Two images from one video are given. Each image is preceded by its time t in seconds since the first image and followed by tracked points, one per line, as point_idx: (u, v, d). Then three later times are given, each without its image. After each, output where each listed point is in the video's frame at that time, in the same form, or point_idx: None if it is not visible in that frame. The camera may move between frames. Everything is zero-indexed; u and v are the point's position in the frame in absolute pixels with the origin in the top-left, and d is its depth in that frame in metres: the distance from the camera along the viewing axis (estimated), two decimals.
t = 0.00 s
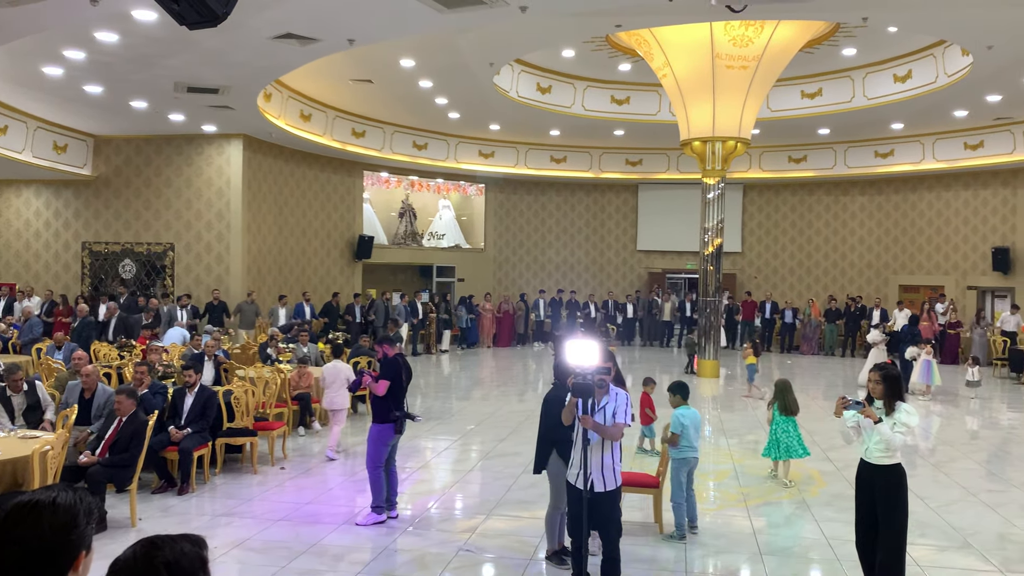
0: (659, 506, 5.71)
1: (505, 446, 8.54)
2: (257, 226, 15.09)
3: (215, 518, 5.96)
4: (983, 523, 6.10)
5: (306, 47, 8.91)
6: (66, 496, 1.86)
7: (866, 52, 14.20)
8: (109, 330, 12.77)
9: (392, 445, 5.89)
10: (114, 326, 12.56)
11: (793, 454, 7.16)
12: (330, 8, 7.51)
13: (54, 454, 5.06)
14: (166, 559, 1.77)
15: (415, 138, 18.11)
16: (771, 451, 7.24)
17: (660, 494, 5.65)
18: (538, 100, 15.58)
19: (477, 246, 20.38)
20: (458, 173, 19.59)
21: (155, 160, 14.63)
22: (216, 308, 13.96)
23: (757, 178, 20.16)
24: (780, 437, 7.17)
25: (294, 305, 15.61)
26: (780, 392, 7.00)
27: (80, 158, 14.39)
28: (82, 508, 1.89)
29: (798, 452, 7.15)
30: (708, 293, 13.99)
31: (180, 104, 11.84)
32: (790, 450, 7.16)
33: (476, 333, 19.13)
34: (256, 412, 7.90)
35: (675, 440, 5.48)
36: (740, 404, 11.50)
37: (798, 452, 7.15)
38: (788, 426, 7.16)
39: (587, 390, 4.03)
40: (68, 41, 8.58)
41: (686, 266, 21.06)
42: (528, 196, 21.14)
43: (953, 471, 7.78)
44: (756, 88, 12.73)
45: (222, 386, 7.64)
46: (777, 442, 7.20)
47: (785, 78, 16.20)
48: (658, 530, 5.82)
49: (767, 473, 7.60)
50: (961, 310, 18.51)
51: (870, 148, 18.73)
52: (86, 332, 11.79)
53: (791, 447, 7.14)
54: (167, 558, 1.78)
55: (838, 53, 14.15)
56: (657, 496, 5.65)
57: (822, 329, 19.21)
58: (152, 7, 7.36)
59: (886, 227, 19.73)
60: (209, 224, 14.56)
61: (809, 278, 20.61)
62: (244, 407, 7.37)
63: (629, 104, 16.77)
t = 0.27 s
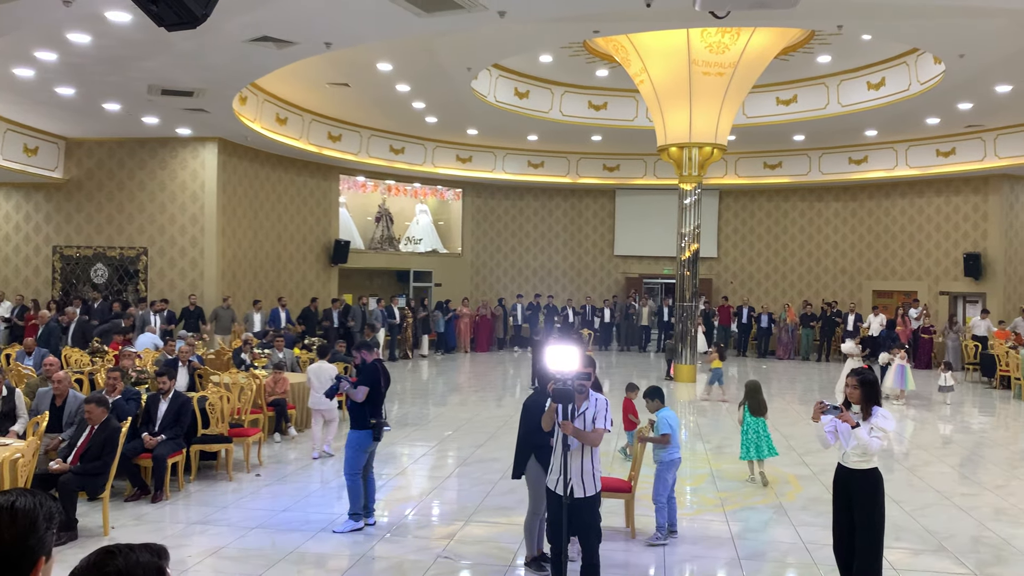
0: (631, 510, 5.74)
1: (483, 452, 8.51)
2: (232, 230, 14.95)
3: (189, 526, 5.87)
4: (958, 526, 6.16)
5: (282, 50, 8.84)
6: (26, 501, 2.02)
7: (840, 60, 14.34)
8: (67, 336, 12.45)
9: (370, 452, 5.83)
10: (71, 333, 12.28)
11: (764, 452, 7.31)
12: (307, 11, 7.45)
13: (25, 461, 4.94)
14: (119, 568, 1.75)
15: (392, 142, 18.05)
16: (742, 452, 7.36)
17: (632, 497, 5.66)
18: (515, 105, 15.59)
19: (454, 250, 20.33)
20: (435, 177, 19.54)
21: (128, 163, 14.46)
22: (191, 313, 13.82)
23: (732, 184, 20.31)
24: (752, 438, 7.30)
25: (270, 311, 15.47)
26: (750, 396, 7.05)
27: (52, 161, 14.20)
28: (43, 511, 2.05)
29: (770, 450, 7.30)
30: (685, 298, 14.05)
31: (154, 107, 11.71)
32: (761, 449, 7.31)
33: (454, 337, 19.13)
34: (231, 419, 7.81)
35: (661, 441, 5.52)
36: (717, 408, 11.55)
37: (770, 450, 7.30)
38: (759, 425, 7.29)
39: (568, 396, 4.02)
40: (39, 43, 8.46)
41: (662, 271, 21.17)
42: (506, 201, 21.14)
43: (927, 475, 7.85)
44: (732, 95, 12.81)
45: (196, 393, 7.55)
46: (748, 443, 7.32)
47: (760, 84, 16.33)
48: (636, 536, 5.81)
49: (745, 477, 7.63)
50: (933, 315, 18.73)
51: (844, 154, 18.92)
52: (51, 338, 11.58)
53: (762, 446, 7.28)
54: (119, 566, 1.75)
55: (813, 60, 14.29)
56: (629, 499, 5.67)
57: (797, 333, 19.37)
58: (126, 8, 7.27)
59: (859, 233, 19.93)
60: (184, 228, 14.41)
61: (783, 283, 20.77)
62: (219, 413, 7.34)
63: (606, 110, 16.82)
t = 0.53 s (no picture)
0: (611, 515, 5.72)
1: (464, 455, 8.49)
2: (211, 233, 14.85)
3: (168, 531, 5.82)
4: (935, 527, 6.22)
5: (263, 52, 8.80)
6: None
7: (819, 66, 14.48)
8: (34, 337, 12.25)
9: (352, 455, 5.80)
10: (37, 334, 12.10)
11: (734, 451, 7.55)
12: (288, 13, 7.42)
13: None
14: None
15: (373, 145, 18.01)
16: (715, 451, 7.56)
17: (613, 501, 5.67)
18: (497, 109, 15.59)
19: (435, 253, 20.29)
20: (416, 180, 19.51)
21: (106, 164, 14.32)
22: (170, 316, 13.68)
23: (712, 188, 20.44)
24: (724, 437, 7.52)
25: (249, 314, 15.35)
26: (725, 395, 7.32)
27: (28, 162, 14.04)
28: None
29: (739, 449, 7.57)
30: (666, 302, 14.10)
31: (132, 108, 11.61)
32: (731, 449, 7.55)
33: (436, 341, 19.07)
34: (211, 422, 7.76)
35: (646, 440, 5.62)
36: (698, 411, 11.60)
37: (739, 450, 7.56)
38: (729, 425, 7.55)
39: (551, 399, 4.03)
40: (16, 42, 8.37)
41: (643, 275, 21.20)
42: (487, 204, 21.15)
43: (905, 477, 7.93)
44: (712, 100, 12.88)
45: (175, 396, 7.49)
46: (720, 444, 7.53)
47: (740, 89, 16.45)
48: (617, 538, 5.83)
49: (725, 480, 7.67)
50: (910, 318, 18.93)
51: (822, 159, 19.10)
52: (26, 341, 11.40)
53: (733, 445, 7.53)
54: None
55: (792, 65, 14.41)
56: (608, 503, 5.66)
57: (776, 337, 19.51)
58: (105, 8, 7.21)
59: (837, 237, 20.11)
60: (162, 230, 14.30)
61: (762, 287, 20.91)
62: (198, 417, 7.31)
63: (587, 114, 16.88)
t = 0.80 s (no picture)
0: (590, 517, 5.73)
1: (447, 457, 8.49)
2: (192, 234, 14.76)
3: (147, 534, 5.78)
4: (914, 528, 6.30)
5: (245, 52, 8.77)
6: None
7: (799, 70, 14.60)
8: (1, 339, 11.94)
9: (334, 457, 5.79)
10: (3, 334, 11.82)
11: (711, 453, 7.66)
12: (271, 14, 7.40)
13: None
14: None
15: (355, 146, 17.97)
16: (692, 453, 7.68)
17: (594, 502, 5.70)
18: (480, 111, 15.61)
19: (417, 255, 20.27)
20: (398, 182, 19.47)
21: (86, 164, 14.20)
22: (149, 317, 13.59)
23: (693, 191, 20.55)
24: (700, 439, 7.64)
25: (230, 315, 15.27)
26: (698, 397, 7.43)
27: (5, 161, 13.88)
28: None
29: (716, 450, 7.67)
30: (647, 304, 14.16)
31: (112, 108, 11.52)
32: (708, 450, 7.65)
33: (418, 342, 19.08)
34: (192, 425, 7.72)
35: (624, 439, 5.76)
36: (679, 413, 11.67)
37: (714, 451, 7.68)
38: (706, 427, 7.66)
39: (534, 401, 4.05)
40: None
41: (624, 277, 21.33)
42: (469, 206, 21.15)
43: (883, 478, 8.01)
44: (693, 104, 12.95)
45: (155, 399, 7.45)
46: (696, 444, 7.64)
47: (721, 93, 16.56)
48: (599, 540, 5.85)
49: (707, 481, 7.69)
50: (888, 321, 19.13)
51: (802, 163, 19.27)
52: None
53: (709, 446, 7.63)
54: None
55: (772, 70, 14.52)
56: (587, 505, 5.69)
57: (756, 339, 19.63)
58: (85, 8, 7.16)
59: (816, 240, 20.28)
60: (142, 231, 14.19)
61: (743, 289, 21.03)
62: (179, 419, 7.27)
63: (570, 116, 16.93)
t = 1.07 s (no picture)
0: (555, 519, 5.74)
1: (428, 459, 8.47)
2: (170, 234, 14.63)
3: (125, 537, 5.72)
4: (892, 528, 6.35)
5: (226, 51, 8.71)
6: None
7: (778, 73, 14.71)
8: None
9: (315, 460, 5.75)
10: None
11: (678, 448, 7.86)
12: (251, 12, 7.36)
13: None
14: None
15: (335, 146, 17.88)
16: (659, 446, 7.88)
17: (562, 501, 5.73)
18: (461, 111, 15.59)
19: (398, 256, 20.22)
20: (379, 182, 19.41)
21: (62, 163, 14.03)
22: (126, 319, 13.46)
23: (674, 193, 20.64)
24: (669, 434, 7.82)
25: (209, 316, 15.18)
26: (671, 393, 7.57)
27: None
28: None
29: (683, 446, 7.87)
30: (628, 305, 14.20)
31: (89, 107, 11.40)
32: (675, 445, 7.85)
33: (396, 344, 18.95)
34: (170, 427, 7.66)
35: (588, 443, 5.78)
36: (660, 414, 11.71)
37: (682, 446, 7.87)
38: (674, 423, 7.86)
39: (516, 402, 4.05)
40: None
41: (605, 278, 21.42)
42: (450, 207, 21.12)
43: (861, 478, 8.08)
44: (674, 106, 13.00)
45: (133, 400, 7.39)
46: (665, 439, 7.83)
47: (702, 96, 16.65)
48: (580, 540, 5.85)
49: (688, 482, 7.72)
50: (865, 322, 19.30)
51: (781, 166, 19.40)
52: None
53: (677, 442, 7.82)
54: None
55: (752, 73, 14.62)
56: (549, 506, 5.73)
57: (735, 340, 19.75)
58: (62, 5, 7.07)
59: (795, 243, 20.43)
60: (120, 231, 14.05)
61: (723, 291, 21.14)
62: (157, 421, 7.22)
63: (551, 117, 16.96)
